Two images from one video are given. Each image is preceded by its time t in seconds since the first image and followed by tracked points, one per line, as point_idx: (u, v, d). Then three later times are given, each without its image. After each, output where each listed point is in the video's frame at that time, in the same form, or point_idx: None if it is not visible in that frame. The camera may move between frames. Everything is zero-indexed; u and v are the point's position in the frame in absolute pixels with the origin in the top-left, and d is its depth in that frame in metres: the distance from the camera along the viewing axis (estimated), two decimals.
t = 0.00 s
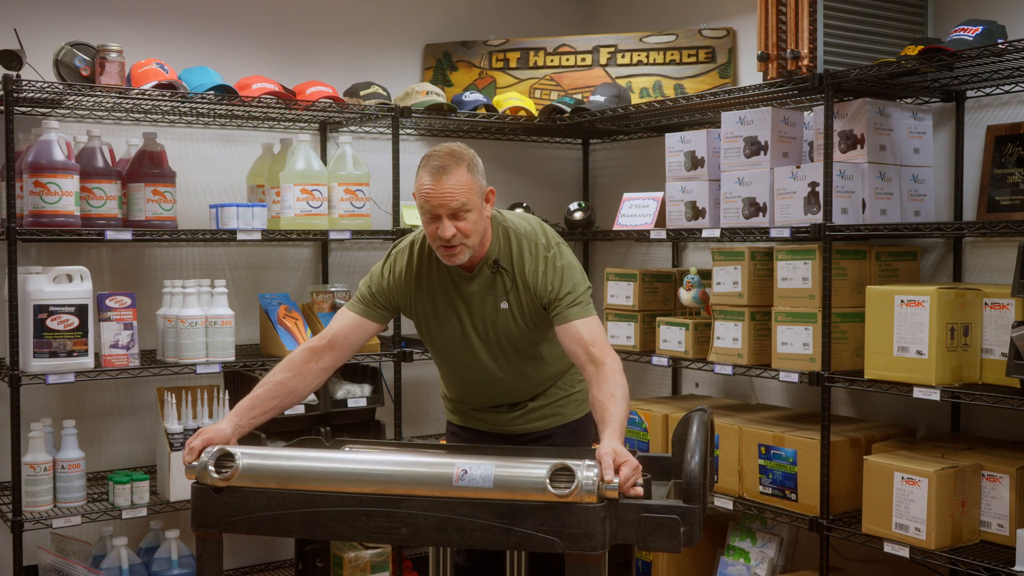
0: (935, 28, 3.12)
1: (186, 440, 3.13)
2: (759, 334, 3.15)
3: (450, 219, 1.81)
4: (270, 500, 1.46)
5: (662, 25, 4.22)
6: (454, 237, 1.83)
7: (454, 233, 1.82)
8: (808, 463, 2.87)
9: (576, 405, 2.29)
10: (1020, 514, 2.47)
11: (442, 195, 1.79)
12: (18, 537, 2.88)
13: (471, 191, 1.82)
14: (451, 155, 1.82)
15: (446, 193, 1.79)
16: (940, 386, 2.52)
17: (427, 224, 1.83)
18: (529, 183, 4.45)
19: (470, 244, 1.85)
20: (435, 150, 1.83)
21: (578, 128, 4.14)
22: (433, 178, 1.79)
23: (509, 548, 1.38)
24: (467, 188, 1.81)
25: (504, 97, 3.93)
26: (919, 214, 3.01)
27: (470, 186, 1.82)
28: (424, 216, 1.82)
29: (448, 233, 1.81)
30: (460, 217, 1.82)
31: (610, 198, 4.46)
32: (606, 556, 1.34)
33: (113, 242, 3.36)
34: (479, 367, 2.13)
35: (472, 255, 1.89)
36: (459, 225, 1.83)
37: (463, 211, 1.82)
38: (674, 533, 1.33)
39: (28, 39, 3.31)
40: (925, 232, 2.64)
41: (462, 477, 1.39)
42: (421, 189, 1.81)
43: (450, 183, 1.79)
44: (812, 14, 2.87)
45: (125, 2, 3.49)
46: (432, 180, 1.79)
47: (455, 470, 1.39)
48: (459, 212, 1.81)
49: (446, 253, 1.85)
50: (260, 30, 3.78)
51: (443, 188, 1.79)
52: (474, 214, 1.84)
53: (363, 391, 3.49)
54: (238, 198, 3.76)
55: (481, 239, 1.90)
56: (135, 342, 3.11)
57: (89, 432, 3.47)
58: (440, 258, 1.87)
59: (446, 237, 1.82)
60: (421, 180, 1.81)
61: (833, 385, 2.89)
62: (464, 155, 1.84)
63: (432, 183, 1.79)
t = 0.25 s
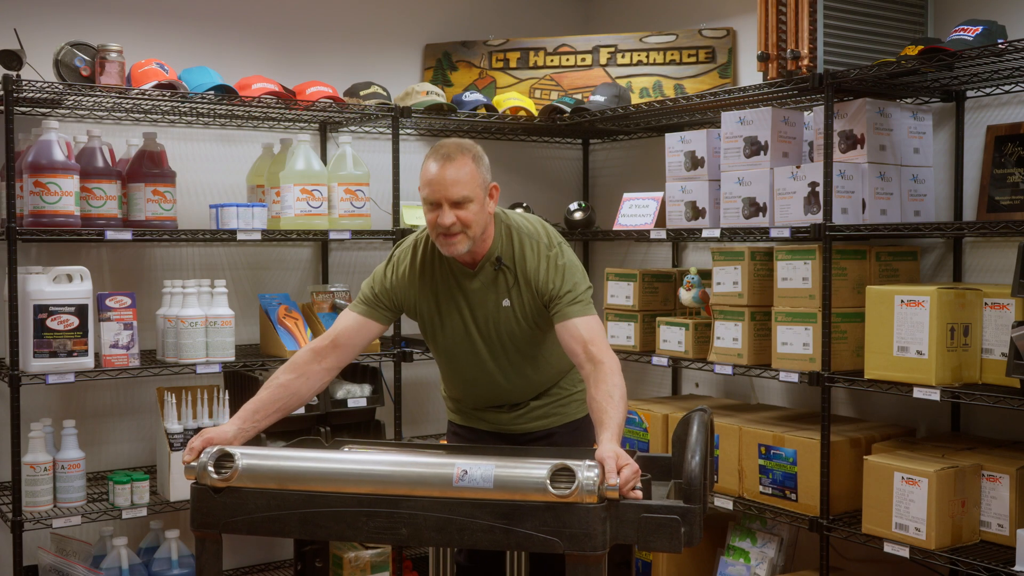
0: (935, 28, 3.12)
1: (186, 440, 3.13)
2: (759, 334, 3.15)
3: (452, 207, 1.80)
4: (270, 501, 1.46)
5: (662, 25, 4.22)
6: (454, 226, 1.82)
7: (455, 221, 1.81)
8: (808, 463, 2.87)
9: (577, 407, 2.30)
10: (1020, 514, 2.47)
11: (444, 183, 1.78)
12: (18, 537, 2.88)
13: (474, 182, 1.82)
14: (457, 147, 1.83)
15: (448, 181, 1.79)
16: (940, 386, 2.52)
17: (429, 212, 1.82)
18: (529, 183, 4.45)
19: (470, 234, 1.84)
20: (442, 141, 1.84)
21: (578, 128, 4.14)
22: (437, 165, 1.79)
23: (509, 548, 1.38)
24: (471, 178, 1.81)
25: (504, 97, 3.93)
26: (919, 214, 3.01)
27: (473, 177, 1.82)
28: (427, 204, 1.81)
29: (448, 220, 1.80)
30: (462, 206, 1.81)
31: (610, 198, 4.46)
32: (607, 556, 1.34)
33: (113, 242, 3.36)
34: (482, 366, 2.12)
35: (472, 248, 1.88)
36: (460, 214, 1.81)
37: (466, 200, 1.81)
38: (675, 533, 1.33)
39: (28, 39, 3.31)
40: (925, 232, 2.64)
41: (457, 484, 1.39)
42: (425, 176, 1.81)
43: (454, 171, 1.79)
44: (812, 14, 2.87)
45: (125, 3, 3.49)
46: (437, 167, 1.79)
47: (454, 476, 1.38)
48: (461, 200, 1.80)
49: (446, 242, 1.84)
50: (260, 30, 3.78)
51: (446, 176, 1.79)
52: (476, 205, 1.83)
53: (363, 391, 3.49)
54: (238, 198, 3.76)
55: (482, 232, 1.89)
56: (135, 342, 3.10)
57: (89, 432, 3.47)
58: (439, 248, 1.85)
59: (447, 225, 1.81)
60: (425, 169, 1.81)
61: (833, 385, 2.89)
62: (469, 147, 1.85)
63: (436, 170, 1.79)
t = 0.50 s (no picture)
0: (935, 28, 3.12)
1: (186, 440, 3.13)
2: (759, 334, 3.15)
3: (453, 181, 1.84)
4: (271, 501, 1.43)
5: (662, 25, 4.22)
6: (455, 200, 1.85)
7: (455, 195, 1.84)
8: (808, 463, 2.87)
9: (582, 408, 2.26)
10: (1020, 514, 2.47)
11: (446, 157, 1.83)
12: (18, 537, 2.88)
13: (476, 159, 1.86)
14: (461, 127, 1.88)
15: (449, 156, 1.83)
16: (940, 386, 2.53)
17: (430, 186, 1.86)
18: (529, 183, 4.45)
19: (471, 209, 1.87)
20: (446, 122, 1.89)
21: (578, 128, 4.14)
22: (440, 141, 1.84)
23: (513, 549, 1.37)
24: (473, 156, 1.85)
25: (504, 97, 3.93)
26: (919, 214, 3.02)
27: (476, 155, 1.86)
28: (429, 178, 1.85)
29: (449, 194, 1.84)
30: (463, 181, 1.85)
31: (610, 198, 4.46)
32: (611, 556, 1.33)
33: (113, 242, 3.36)
34: (484, 354, 2.11)
35: (473, 225, 1.90)
36: (461, 189, 1.85)
37: (467, 175, 1.85)
38: (679, 532, 1.33)
39: (28, 39, 3.30)
40: (925, 232, 2.64)
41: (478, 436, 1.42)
42: (428, 152, 1.85)
43: (456, 148, 1.84)
44: (812, 14, 2.87)
45: (125, 2, 3.49)
46: (440, 143, 1.84)
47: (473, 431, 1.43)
48: (462, 175, 1.84)
49: (446, 217, 1.87)
50: (260, 30, 3.77)
51: (448, 152, 1.83)
52: (477, 181, 1.86)
53: (363, 391, 3.49)
54: (238, 198, 3.76)
55: (484, 210, 1.91)
56: (135, 342, 3.10)
57: (89, 432, 3.47)
58: (440, 223, 1.88)
59: (448, 198, 1.84)
60: (429, 147, 1.86)
61: (833, 385, 2.89)
62: (473, 129, 1.90)
63: (438, 145, 1.84)
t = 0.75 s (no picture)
0: (935, 28, 3.12)
1: (186, 441, 3.13)
2: (759, 334, 3.15)
3: (472, 154, 1.87)
4: (271, 501, 1.43)
5: (662, 25, 4.22)
6: (473, 171, 1.88)
7: (474, 167, 1.87)
8: (808, 463, 2.87)
9: (586, 408, 2.20)
10: (1020, 514, 2.47)
11: (465, 130, 1.86)
12: (18, 536, 2.88)
13: (494, 133, 1.89)
14: (479, 104, 1.92)
15: (469, 128, 1.87)
16: (940, 386, 2.53)
17: (448, 159, 1.89)
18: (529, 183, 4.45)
19: (488, 182, 1.89)
20: (465, 99, 1.93)
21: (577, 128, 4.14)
22: (459, 116, 1.88)
23: (513, 548, 1.37)
24: (491, 129, 1.89)
25: (504, 97, 3.93)
26: (919, 214, 3.02)
27: (494, 129, 1.89)
28: (447, 151, 1.88)
29: (467, 165, 1.86)
30: (481, 154, 1.88)
31: (610, 199, 4.46)
32: (610, 556, 1.33)
33: (113, 242, 3.36)
34: (493, 338, 2.08)
35: (489, 199, 1.93)
36: (480, 161, 1.88)
37: (485, 149, 1.88)
38: (679, 532, 1.33)
39: (28, 38, 3.30)
40: (925, 232, 2.64)
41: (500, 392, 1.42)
42: (447, 126, 1.89)
43: (476, 122, 1.88)
44: (812, 14, 2.87)
45: (125, 3, 3.49)
46: (459, 117, 1.88)
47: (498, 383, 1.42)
48: (481, 147, 1.87)
49: (463, 188, 1.89)
50: (260, 30, 3.77)
51: (469, 124, 1.87)
52: (495, 154, 1.90)
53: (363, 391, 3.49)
54: (238, 198, 3.76)
55: (499, 185, 1.94)
56: (135, 342, 3.11)
57: (89, 432, 3.47)
58: (456, 196, 1.90)
59: (466, 170, 1.87)
60: (448, 121, 1.89)
61: (832, 385, 2.89)
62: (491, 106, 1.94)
63: (458, 119, 1.88)
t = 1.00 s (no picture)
0: (935, 28, 3.12)
1: (186, 441, 3.13)
2: (759, 334, 3.16)
3: (503, 143, 1.87)
4: (271, 501, 1.43)
5: (662, 25, 4.22)
6: (506, 162, 1.89)
7: (507, 159, 1.88)
8: (808, 463, 2.87)
9: (583, 410, 2.17)
10: (1020, 514, 2.47)
11: (496, 120, 1.84)
12: (18, 536, 2.88)
13: (523, 121, 1.88)
14: (505, 87, 1.88)
15: (499, 118, 1.84)
16: (940, 386, 2.53)
17: (478, 147, 1.88)
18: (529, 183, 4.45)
19: (518, 170, 1.91)
20: (491, 82, 1.88)
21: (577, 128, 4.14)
22: (488, 103, 1.85)
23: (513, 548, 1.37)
24: (521, 117, 1.87)
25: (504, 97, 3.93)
26: (919, 214, 3.02)
27: (523, 116, 1.88)
28: (478, 140, 1.86)
29: (501, 157, 1.87)
30: (512, 141, 1.88)
31: (610, 199, 4.46)
32: (610, 556, 1.33)
33: (113, 242, 3.36)
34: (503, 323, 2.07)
35: (517, 184, 1.95)
36: (511, 151, 1.88)
37: (516, 137, 1.87)
38: (679, 532, 1.33)
39: (28, 38, 3.30)
40: (925, 232, 2.64)
41: (524, 361, 1.47)
42: (475, 114, 1.86)
43: (506, 111, 1.85)
44: (812, 14, 2.87)
45: (125, 3, 3.49)
46: (487, 104, 1.84)
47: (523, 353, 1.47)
48: (512, 137, 1.86)
49: (494, 178, 1.90)
50: (260, 29, 3.77)
51: (501, 115, 1.84)
52: (524, 141, 1.89)
53: (363, 391, 3.49)
54: (238, 198, 3.76)
55: (525, 169, 1.96)
56: (135, 342, 3.10)
57: (89, 432, 3.47)
58: (486, 184, 1.91)
59: (498, 160, 1.87)
60: (477, 109, 1.86)
61: (833, 385, 2.89)
62: (516, 89, 1.90)
63: (487, 107, 1.84)
